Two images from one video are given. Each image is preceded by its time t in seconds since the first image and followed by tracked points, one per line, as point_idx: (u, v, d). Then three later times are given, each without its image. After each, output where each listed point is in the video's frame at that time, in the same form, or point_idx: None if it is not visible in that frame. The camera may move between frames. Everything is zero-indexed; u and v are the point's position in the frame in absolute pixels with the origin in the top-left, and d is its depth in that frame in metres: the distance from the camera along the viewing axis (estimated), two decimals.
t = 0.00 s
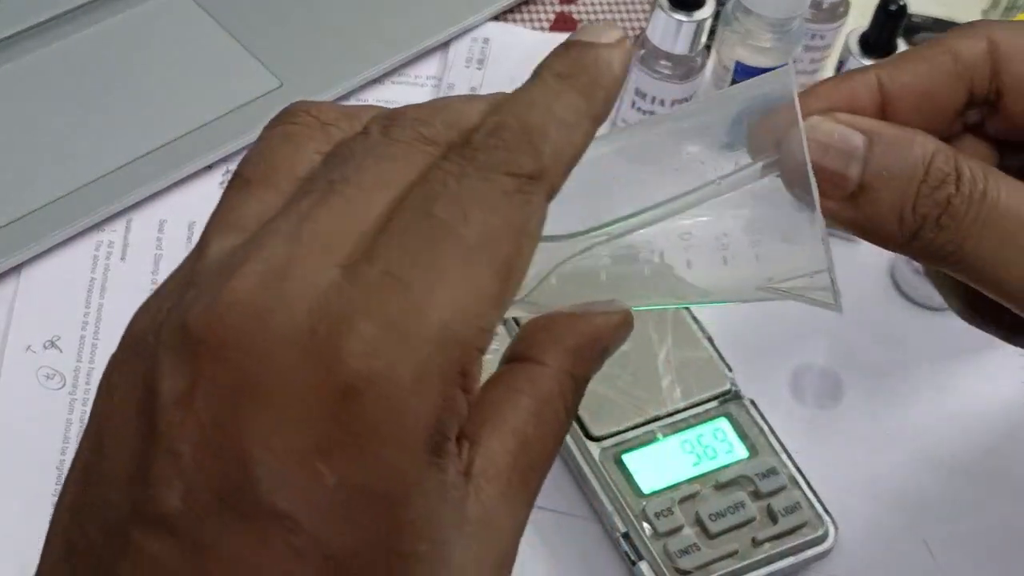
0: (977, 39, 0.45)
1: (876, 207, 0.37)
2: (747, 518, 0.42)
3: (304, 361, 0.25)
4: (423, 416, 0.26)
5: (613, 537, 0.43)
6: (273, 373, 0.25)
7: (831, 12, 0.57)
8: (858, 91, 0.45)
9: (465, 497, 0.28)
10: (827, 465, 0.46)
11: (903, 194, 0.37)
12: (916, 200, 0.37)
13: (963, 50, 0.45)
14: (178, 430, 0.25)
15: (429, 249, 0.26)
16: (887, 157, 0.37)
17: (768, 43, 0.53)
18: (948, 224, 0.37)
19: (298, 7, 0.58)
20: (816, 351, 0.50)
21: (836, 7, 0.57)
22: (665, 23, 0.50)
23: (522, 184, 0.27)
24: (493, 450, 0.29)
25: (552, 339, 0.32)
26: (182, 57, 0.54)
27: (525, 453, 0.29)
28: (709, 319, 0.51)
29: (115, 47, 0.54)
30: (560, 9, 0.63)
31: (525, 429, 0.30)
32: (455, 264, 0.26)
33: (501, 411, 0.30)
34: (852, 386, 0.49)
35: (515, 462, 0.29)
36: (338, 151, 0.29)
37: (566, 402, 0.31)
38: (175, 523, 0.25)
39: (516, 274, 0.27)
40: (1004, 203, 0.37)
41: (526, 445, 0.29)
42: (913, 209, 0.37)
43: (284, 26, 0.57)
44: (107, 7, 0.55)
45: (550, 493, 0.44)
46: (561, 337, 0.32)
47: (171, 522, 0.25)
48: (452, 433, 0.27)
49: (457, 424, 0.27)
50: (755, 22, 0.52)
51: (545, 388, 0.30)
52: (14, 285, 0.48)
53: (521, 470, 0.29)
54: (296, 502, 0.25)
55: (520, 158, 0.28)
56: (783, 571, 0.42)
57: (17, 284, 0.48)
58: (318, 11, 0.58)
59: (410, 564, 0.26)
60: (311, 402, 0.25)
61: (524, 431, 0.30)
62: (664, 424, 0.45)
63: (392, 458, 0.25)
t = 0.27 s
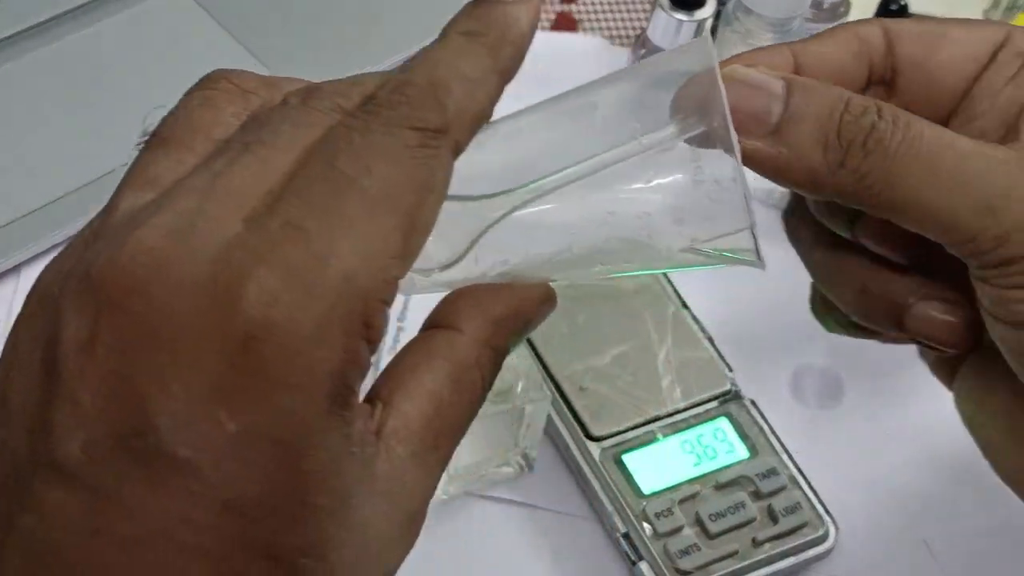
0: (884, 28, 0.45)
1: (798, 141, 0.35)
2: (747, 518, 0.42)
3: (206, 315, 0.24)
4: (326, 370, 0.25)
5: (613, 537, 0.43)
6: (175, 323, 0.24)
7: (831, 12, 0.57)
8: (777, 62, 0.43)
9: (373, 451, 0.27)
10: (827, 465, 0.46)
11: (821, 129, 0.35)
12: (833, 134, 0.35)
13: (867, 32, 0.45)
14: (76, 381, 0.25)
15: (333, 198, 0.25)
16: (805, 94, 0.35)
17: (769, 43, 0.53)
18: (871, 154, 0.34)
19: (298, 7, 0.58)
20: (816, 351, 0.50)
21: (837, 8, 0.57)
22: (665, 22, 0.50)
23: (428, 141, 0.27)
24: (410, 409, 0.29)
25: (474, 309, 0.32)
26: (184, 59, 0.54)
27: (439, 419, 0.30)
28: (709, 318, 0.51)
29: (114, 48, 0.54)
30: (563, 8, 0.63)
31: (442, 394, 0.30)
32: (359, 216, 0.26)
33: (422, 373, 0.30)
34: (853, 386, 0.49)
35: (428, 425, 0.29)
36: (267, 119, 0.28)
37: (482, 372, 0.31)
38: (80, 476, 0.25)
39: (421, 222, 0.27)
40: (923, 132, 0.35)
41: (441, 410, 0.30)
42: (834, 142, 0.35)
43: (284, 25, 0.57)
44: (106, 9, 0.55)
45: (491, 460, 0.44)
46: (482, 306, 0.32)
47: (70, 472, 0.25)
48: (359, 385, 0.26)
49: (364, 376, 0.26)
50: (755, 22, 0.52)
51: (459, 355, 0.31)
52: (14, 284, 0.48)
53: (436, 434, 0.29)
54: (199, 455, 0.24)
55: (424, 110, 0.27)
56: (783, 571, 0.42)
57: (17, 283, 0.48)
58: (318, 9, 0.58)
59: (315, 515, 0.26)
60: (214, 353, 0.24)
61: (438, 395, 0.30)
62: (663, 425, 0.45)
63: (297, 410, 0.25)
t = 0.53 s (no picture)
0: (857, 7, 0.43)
1: (797, 83, 0.33)
2: (747, 518, 0.42)
3: (145, 326, 0.25)
4: (261, 377, 0.25)
5: (613, 536, 0.43)
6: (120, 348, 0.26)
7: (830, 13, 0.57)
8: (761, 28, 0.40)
9: (323, 457, 0.28)
10: (825, 466, 0.46)
11: (820, 66, 0.32)
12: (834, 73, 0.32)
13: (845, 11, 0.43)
14: (28, 395, 0.26)
15: (259, 211, 0.26)
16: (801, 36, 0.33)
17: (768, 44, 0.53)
18: (871, 88, 0.32)
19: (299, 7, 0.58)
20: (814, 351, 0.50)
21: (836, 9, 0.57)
22: (664, 23, 0.50)
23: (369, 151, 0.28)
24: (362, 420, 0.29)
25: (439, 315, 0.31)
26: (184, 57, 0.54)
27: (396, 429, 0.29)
28: (708, 317, 0.51)
29: (117, 47, 0.54)
30: (561, 10, 0.63)
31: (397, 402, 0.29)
32: (295, 225, 0.26)
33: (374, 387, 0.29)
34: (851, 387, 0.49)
35: (385, 433, 0.29)
36: (224, 127, 0.29)
37: (443, 378, 0.30)
38: (33, 486, 0.26)
39: (362, 228, 0.27)
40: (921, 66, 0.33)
41: (400, 419, 0.29)
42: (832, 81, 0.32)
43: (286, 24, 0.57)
44: (109, 7, 0.55)
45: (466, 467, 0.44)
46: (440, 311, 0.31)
47: (23, 479, 0.26)
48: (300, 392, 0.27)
49: (306, 385, 0.27)
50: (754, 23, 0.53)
51: (417, 363, 0.30)
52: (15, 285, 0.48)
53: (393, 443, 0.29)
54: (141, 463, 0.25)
55: (363, 122, 0.28)
56: (782, 570, 0.42)
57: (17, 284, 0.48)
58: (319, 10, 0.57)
59: (255, 519, 0.26)
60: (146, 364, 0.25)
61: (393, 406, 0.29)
62: (663, 424, 0.45)
63: (223, 417, 0.25)
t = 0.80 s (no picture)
0: None
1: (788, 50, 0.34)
2: (746, 518, 0.42)
3: (89, 342, 0.25)
4: (207, 390, 0.25)
5: (613, 537, 0.43)
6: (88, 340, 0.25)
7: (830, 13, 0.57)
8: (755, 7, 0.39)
9: (284, 468, 0.28)
10: (825, 466, 0.46)
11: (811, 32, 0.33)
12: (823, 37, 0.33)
13: None
14: None
15: (212, 220, 0.26)
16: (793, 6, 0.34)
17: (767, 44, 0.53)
18: (863, 51, 0.33)
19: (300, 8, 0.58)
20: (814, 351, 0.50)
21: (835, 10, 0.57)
22: (664, 22, 0.50)
23: (314, 155, 0.28)
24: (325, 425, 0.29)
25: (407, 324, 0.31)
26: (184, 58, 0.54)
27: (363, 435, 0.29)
28: (708, 317, 0.51)
29: (116, 48, 0.54)
30: (560, 10, 0.63)
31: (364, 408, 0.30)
32: (244, 237, 0.26)
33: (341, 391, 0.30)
34: (851, 387, 0.49)
35: (350, 443, 0.29)
36: (168, 142, 0.28)
37: (410, 388, 0.31)
38: None
39: (306, 238, 0.27)
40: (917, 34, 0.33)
41: (366, 430, 0.29)
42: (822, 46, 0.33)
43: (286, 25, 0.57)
44: (108, 8, 0.55)
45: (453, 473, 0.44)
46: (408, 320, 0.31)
47: None
48: (248, 405, 0.26)
49: (253, 396, 0.27)
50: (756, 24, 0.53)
51: (383, 370, 0.30)
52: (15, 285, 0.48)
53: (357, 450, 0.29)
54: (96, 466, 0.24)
55: (306, 133, 0.28)
56: (782, 570, 0.42)
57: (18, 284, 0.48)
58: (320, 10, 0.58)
59: (210, 533, 0.26)
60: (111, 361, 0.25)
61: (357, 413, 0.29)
62: (663, 424, 0.45)
63: (176, 426, 0.25)
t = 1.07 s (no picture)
0: None
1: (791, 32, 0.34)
2: (746, 518, 0.42)
3: (30, 382, 0.24)
4: (148, 427, 0.25)
5: (614, 537, 0.43)
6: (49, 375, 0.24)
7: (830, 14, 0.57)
8: None
9: (237, 499, 0.28)
10: (825, 466, 0.46)
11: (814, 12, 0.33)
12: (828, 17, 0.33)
13: None
14: None
15: (156, 254, 0.25)
16: None
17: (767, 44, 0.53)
18: (866, 30, 0.33)
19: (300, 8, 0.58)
20: (814, 351, 0.50)
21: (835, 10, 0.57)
22: (664, 22, 0.50)
23: (250, 189, 0.27)
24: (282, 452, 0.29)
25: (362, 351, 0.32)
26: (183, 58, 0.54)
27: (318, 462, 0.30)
28: (707, 318, 0.51)
29: (116, 48, 0.54)
30: (560, 10, 0.63)
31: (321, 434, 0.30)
32: (180, 274, 0.25)
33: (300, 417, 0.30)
34: (851, 387, 0.49)
35: (306, 470, 0.29)
36: (109, 180, 0.28)
37: (368, 413, 0.32)
38: None
39: (246, 270, 0.26)
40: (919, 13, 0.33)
41: (321, 455, 0.30)
42: (826, 27, 0.33)
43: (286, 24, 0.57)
44: (108, 8, 0.55)
45: (446, 479, 0.44)
46: (363, 346, 0.32)
47: None
48: (192, 439, 0.26)
49: (197, 430, 0.26)
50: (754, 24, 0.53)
51: (339, 395, 0.31)
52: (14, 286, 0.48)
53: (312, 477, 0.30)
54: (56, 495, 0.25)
55: (242, 167, 0.28)
56: (782, 570, 0.42)
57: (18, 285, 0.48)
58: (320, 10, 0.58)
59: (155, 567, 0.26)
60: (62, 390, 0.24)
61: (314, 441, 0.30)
62: (663, 424, 0.45)
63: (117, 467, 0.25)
